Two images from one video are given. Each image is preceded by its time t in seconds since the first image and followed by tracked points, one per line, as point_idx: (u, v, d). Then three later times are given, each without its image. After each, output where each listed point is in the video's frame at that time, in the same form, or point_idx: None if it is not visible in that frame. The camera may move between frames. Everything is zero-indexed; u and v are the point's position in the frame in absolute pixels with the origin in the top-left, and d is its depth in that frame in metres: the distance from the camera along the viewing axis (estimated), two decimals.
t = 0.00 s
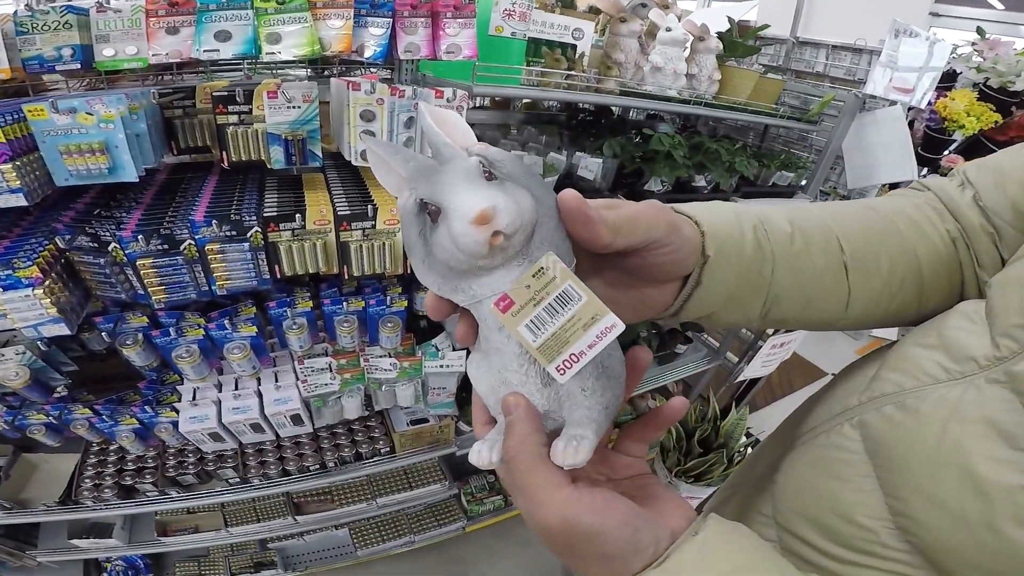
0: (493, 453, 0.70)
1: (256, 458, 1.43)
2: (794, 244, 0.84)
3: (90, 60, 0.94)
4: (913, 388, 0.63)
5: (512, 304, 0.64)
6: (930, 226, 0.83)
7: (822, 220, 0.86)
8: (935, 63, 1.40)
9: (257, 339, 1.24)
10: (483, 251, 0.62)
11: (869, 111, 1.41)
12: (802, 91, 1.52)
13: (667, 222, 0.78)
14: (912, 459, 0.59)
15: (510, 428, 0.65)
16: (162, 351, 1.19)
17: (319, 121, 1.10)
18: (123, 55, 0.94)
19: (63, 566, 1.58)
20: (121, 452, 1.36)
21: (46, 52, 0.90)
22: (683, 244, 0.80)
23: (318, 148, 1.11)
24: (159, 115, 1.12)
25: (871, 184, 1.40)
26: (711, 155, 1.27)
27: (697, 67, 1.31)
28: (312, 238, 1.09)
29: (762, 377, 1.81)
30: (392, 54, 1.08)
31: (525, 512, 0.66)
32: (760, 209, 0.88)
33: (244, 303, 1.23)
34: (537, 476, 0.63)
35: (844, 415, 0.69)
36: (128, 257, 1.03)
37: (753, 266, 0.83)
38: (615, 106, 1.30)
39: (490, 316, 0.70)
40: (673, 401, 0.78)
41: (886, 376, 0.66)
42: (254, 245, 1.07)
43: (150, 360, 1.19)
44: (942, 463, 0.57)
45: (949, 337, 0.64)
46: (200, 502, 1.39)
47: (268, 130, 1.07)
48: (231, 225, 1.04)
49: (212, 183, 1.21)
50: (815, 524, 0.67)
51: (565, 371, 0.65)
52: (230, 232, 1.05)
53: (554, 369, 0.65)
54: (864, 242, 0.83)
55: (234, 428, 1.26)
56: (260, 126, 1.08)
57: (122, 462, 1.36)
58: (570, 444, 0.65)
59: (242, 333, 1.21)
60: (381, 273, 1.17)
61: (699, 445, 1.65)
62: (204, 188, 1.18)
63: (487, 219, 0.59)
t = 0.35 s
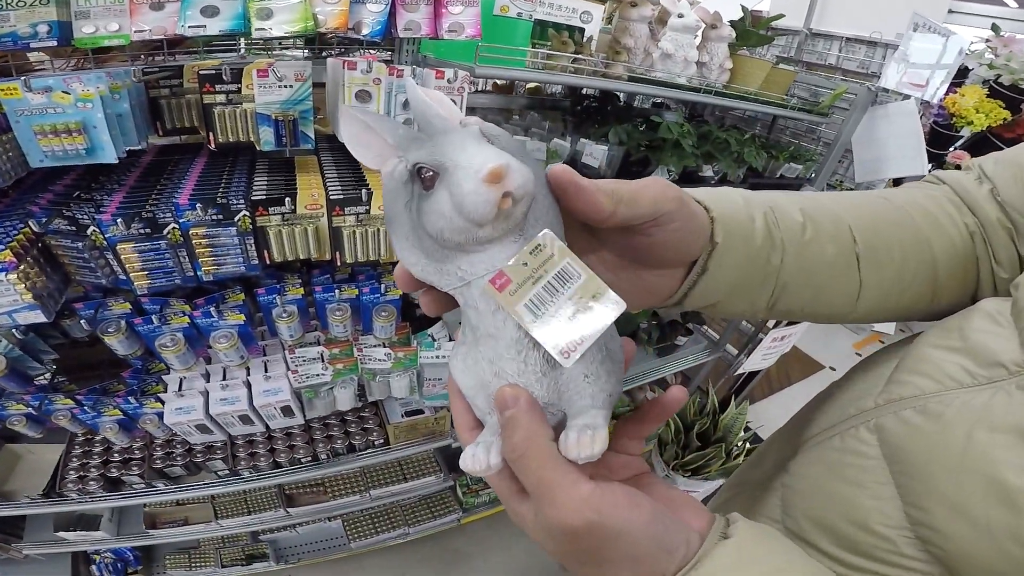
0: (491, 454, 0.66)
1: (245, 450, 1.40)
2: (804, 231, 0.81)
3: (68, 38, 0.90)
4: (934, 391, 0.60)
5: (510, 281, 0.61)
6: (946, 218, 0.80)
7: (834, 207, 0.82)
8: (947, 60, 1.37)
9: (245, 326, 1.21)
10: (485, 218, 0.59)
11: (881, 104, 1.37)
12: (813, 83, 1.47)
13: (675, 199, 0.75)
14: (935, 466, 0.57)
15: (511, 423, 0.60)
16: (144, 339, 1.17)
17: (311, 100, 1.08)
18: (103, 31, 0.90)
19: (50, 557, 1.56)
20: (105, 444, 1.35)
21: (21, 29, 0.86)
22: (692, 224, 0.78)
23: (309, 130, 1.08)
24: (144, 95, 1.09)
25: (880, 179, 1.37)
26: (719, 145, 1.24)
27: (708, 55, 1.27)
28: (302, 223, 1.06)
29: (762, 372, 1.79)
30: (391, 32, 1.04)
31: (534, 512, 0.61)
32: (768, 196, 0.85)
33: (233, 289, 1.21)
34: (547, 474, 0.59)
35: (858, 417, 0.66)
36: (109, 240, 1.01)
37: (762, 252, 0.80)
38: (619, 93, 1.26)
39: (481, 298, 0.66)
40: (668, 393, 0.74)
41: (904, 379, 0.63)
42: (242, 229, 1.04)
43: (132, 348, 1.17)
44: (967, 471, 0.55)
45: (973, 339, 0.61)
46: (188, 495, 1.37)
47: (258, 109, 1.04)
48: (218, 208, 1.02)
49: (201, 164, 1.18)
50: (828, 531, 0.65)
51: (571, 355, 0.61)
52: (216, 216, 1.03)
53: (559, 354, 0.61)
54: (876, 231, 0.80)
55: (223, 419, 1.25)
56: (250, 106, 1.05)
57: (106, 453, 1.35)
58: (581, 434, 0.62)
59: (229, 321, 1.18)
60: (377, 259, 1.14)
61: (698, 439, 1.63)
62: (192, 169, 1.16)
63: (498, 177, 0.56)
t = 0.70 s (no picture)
0: (519, 467, 0.64)
1: (239, 448, 1.41)
2: (831, 249, 0.80)
3: (78, 30, 0.89)
4: (948, 406, 0.60)
5: (543, 286, 0.62)
6: (969, 233, 0.80)
7: (859, 219, 0.82)
8: (954, 68, 1.36)
9: (243, 324, 1.22)
10: (535, 225, 0.58)
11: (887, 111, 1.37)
12: (819, 89, 1.47)
13: (702, 251, 0.74)
14: (949, 481, 0.57)
15: (538, 437, 0.58)
16: (143, 333, 1.18)
17: (319, 98, 1.07)
18: (113, 24, 0.89)
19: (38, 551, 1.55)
20: (99, 438, 1.35)
21: (31, 20, 0.86)
22: (718, 268, 0.76)
23: (317, 129, 1.09)
24: (151, 88, 1.09)
25: (884, 186, 1.37)
26: (725, 150, 1.23)
27: (716, 59, 1.26)
28: (306, 221, 1.06)
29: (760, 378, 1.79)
30: (401, 30, 1.03)
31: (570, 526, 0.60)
32: (795, 208, 0.84)
33: (232, 285, 1.20)
34: (584, 487, 0.57)
35: (870, 430, 0.67)
36: (110, 233, 1.01)
37: (788, 274, 0.79)
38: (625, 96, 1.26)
39: (511, 307, 0.66)
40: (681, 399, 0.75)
41: (917, 392, 0.64)
42: (245, 227, 1.04)
43: (129, 343, 1.18)
44: (980, 485, 0.55)
45: (989, 355, 0.60)
46: (179, 491, 1.38)
47: (265, 105, 1.03)
48: (221, 204, 1.02)
49: (204, 160, 1.18)
50: (837, 542, 0.65)
51: (597, 368, 0.61)
52: (218, 211, 1.03)
53: (584, 364, 0.61)
54: (903, 248, 0.79)
55: (217, 416, 1.26)
56: (257, 102, 1.04)
57: (98, 446, 1.35)
58: (616, 444, 0.63)
59: (228, 318, 1.19)
60: (383, 259, 1.14)
61: (694, 445, 1.63)
62: (196, 164, 1.16)
63: (556, 185, 0.56)
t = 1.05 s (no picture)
0: (531, 452, 0.60)
1: (235, 454, 1.40)
2: (826, 243, 0.80)
3: (70, 36, 0.88)
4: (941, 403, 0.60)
5: (555, 269, 0.62)
6: (967, 233, 0.79)
7: (857, 216, 0.82)
8: (950, 70, 1.37)
9: (238, 331, 1.21)
10: (555, 205, 0.60)
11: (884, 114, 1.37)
12: (815, 92, 1.47)
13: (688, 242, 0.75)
14: (940, 476, 0.56)
15: (549, 421, 0.55)
16: (137, 339, 1.17)
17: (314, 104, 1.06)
18: (105, 31, 0.89)
19: (34, 556, 1.55)
20: (94, 447, 1.35)
21: (23, 27, 0.85)
22: (706, 257, 0.77)
23: (311, 134, 1.08)
24: (145, 95, 1.08)
25: (881, 189, 1.36)
26: (721, 154, 1.23)
27: (712, 63, 1.26)
28: (300, 227, 1.05)
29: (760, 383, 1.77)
30: (394, 36, 1.03)
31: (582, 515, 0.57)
32: (792, 204, 0.84)
33: (227, 292, 1.19)
34: (599, 471, 0.56)
35: (864, 429, 0.66)
36: (104, 242, 1.00)
37: (779, 267, 0.79)
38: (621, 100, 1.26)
39: (517, 290, 0.65)
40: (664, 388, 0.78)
41: (912, 391, 0.63)
42: (242, 234, 1.04)
43: (124, 349, 1.17)
44: (971, 481, 0.54)
45: (982, 352, 0.61)
46: (175, 498, 1.35)
47: (258, 111, 1.03)
48: (214, 211, 1.01)
49: (199, 165, 1.18)
50: (830, 542, 0.64)
51: (612, 344, 0.64)
52: (212, 219, 1.02)
53: (602, 340, 0.64)
54: (900, 246, 0.79)
55: (213, 422, 1.25)
56: (250, 108, 1.04)
57: (94, 452, 1.35)
58: (626, 422, 0.62)
59: (221, 325, 1.18)
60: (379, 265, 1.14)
61: (693, 450, 1.62)
62: (190, 171, 1.15)
63: (580, 166, 0.58)
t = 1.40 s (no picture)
0: (556, 441, 0.58)
1: (231, 462, 1.39)
2: (820, 243, 0.79)
3: (53, 46, 0.87)
4: (933, 407, 0.59)
5: (537, 244, 0.64)
6: (958, 233, 0.78)
7: (847, 216, 0.81)
8: (945, 72, 1.36)
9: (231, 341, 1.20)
10: (545, 180, 0.61)
11: (878, 117, 1.36)
12: (811, 95, 1.47)
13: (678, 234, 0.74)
14: (934, 481, 0.55)
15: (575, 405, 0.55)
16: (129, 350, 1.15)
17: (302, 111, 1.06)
18: (88, 40, 0.88)
19: (30, 564, 1.53)
20: (89, 455, 1.32)
21: (5, 36, 0.84)
22: (697, 250, 0.76)
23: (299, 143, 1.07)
24: (133, 104, 1.07)
25: (877, 192, 1.35)
26: (715, 159, 1.22)
27: (705, 66, 1.26)
28: (291, 235, 1.04)
29: (760, 388, 1.76)
30: (382, 42, 1.02)
31: (621, 502, 0.59)
32: (782, 203, 0.83)
33: (218, 302, 1.18)
34: (634, 453, 0.57)
35: (858, 435, 0.65)
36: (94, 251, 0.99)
37: (774, 268, 0.78)
38: (614, 105, 1.25)
39: (507, 275, 0.64)
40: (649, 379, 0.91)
41: (903, 394, 0.63)
42: (233, 244, 1.03)
43: (117, 359, 1.15)
44: (967, 486, 0.53)
45: (971, 353, 0.60)
46: (168, 506, 1.35)
47: (245, 121, 1.02)
48: (203, 220, 1.00)
49: (191, 175, 1.17)
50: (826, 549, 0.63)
51: (603, 322, 0.64)
52: (201, 228, 1.01)
53: (592, 318, 0.63)
54: (893, 247, 0.78)
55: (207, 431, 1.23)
56: (237, 116, 1.03)
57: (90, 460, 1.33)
58: (645, 396, 0.64)
59: (214, 334, 1.17)
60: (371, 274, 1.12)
61: (692, 456, 1.60)
62: (180, 180, 1.14)
63: (568, 141, 0.60)
